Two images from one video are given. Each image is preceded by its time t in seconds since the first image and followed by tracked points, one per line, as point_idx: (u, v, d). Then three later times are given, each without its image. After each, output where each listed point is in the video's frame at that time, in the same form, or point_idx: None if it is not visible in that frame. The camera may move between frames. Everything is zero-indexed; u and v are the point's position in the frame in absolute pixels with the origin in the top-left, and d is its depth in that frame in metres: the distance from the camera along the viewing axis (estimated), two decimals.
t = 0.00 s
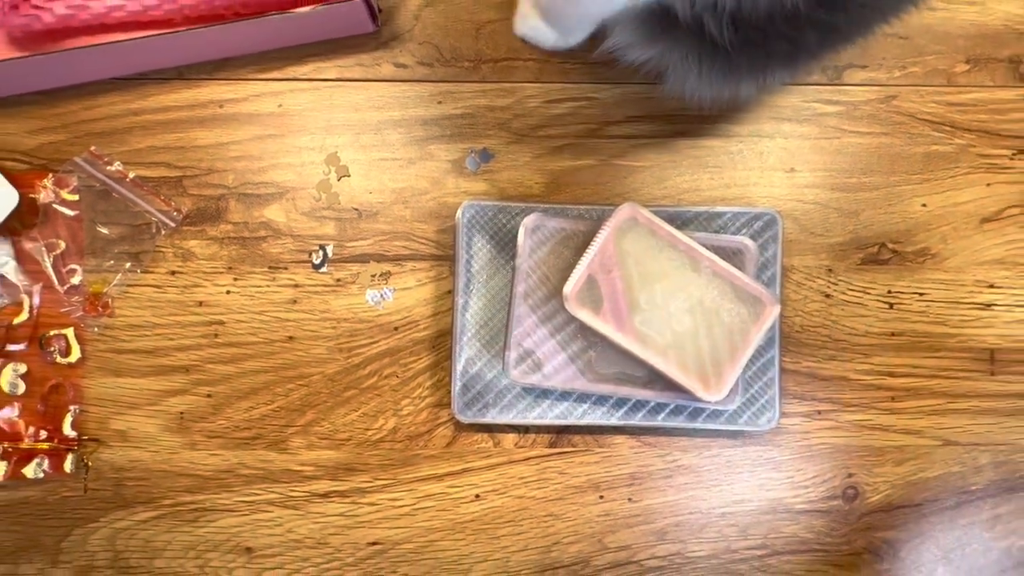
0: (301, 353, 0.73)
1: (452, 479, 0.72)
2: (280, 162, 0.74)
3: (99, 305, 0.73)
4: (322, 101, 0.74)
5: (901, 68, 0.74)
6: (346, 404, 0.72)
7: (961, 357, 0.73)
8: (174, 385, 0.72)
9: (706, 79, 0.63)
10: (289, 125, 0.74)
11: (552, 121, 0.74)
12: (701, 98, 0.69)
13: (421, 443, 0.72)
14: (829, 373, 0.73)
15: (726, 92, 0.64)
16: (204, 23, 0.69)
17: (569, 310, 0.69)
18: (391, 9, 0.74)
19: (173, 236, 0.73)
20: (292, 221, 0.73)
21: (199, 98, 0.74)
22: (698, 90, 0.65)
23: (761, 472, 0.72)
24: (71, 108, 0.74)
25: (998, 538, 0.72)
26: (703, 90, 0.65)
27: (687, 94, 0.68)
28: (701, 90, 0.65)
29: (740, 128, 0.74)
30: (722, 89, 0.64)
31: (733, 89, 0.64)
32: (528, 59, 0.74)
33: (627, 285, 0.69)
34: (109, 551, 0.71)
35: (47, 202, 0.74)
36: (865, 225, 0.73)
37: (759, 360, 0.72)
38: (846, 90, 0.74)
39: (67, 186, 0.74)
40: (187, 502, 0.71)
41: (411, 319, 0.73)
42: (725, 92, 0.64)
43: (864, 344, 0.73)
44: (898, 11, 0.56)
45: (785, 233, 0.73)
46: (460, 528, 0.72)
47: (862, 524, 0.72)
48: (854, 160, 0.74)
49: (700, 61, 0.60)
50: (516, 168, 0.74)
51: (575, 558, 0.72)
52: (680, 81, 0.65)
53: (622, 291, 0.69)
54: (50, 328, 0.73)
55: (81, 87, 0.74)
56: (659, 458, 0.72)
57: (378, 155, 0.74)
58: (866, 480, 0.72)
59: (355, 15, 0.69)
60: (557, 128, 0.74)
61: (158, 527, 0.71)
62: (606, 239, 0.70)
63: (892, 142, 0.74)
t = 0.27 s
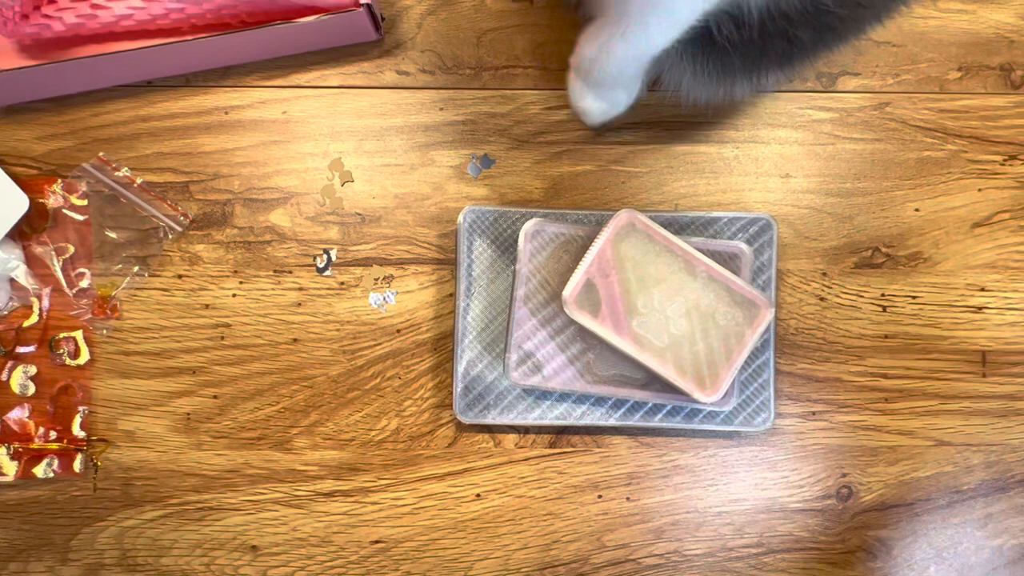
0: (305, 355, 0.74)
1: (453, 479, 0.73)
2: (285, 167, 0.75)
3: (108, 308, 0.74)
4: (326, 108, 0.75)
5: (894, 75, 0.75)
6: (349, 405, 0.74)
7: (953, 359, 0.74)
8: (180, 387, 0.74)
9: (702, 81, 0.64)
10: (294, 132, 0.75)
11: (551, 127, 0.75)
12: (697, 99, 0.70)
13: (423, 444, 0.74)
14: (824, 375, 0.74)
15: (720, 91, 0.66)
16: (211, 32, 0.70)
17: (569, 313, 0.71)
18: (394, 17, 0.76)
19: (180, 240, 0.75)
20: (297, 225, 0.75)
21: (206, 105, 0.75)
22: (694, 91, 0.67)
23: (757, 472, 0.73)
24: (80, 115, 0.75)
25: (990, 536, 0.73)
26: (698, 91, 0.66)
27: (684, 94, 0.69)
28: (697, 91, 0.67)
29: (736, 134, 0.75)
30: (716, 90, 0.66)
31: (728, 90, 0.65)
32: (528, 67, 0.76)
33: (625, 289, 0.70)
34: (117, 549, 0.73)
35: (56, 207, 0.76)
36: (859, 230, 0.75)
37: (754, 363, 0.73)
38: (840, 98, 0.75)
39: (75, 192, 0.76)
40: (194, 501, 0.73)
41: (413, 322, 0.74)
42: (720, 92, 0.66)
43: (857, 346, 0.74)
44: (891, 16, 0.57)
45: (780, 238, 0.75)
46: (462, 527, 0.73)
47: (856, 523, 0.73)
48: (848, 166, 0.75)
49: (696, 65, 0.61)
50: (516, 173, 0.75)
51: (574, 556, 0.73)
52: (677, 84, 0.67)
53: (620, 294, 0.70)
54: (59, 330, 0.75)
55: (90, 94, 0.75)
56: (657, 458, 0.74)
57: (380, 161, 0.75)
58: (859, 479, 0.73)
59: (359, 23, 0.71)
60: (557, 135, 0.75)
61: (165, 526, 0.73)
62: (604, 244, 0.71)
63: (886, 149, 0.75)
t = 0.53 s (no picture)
0: (305, 352, 0.74)
1: (453, 476, 0.74)
2: (285, 165, 0.75)
3: (107, 305, 0.75)
4: (326, 105, 0.76)
5: (892, 73, 0.75)
6: (349, 402, 0.74)
7: (951, 356, 0.74)
8: (180, 384, 0.74)
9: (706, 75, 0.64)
10: (294, 129, 0.76)
11: (551, 125, 0.75)
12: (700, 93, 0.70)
13: (423, 441, 0.74)
14: (822, 372, 0.74)
15: (724, 87, 0.66)
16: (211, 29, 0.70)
17: (568, 310, 0.71)
18: (393, 15, 0.76)
19: (180, 237, 0.75)
20: (297, 223, 0.75)
21: (206, 103, 0.75)
22: (697, 85, 0.67)
23: (756, 469, 0.74)
24: (80, 113, 0.75)
25: (988, 533, 0.73)
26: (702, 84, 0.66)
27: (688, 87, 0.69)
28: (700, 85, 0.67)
29: (735, 132, 0.75)
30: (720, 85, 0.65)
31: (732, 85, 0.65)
32: (527, 64, 0.76)
33: (624, 285, 0.71)
34: (116, 546, 0.73)
35: (57, 205, 0.76)
36: (858, 228, 0.75)
37: (753, 359, 0.73)
38: (839, 96, 0.75)
39: (75, 189, 0.76)
40: (194, 498, 0.73)
41: (412, 319, 0.74)
42: (724, 88, 0.66)
43: (856, 344, 0.74)
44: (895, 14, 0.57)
45: (779, 235, 0.75)
46: (461, 523, 0.73)
47: (854, 520, 0.73)
48: (847, 163, 0.75)
49: (699, 61, 0.61)
50: (515, 171, 0.75)
51: (574, 552, 0.73)
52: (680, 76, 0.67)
53: (619, 291, 0.71)
54: (59, 327, 0.75)
55: (90, 92, 0.75)
56: (656, 455, 0.74)
57: (380, 158, 0.76)
58: (858, 476, 0.74)
59: (359, 21, 0.71)
60: (557, 132, 0.75)
61: (165, 523, 0.73)
62: (603, 241, 0.71)
63: (884, 146, 0.75)
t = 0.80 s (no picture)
0: (304, 349, 0.73)
1: (454, 474, 0.73)
2: (284, 159, 0.75)
3: (104, 301, 0.74)
4: (326, 99, 0.75)
5: (898, 67, 0.74)
6: (349, 400, 0.73)
7: (958, 353, 0.74)
8: (178, 381, 0.73)
9: (712, 71, 0.61)
10: (293, 123, 0.75)
11: (553, 119, 0.74)
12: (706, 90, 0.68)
13: (423, 439, 0.73)
14: (828, 369, 0.73)
15: (730, 87, 0.63)
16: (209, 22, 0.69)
17: (571, 306, 0.70)
18: (394, 8, 0.75)
19: (177, 233, 0.74)
20: (296, 218, 0.74)
21: (204, 96, 0.74)
22: (702, 83, 0.64)
23: (761, 467, 0.73)
24: (76, 106, 0.74)
25: (995, 532, 0.73)
26: (706, 82, 0.64)
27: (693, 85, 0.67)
28: (705, 83, 0.64)
29: (740, 126, 0.74)
30: (726, 83, 0.63)
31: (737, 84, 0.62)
32: (529, 58, 0.75)
33: (628, 281, 0.70)
34: (113, 545, 0.72)
35: (52, 199, 0.75)
36: (863, 223, 0.74)
37: (759, 356, 0.72)
38: (844, 90, 0.74)
39: (71, 184, 0.75)
40: (191, 497, 0.72)
41: (413, 316, 0.73)
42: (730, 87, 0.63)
43: (861, 341, 0.74)
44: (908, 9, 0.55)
45: (784, 231, 0.74)
46: (462, 523, 0.72)
47: (860, 519, 0.72)
48: (852, 158, 0.74)
49: (706, 51, 0.58)
50: (517, 166, 0.75)
51: (576, 552, 0.72)
52: (686, 73, 0.64)
53: (623, 287, 0.70)
54: (55, 323, 0.74)
55: (86, 85, 0.74)
56: (659, 453, 0.73)
57: (380, 153, 0.75)
58: (864, 475, 0.73)
59: (359, 14, 0.70)
60: (559, 126, 0.74)
61: (162, 522, 0.72)
62: (607, 235, 0.70)
63: (890, 141, 0.74)
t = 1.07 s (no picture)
0: (302, 348, 0.73)
1: (453, 474, 0.72)
2: (283, 158, 0.74)
3: (102, 300, 0.73)
4: (324, 98, 0.74)
5: (898, 66, 0.74)
6: (348, 399, 0.73)
7: (958, 353, 0.73)
8: (176, 380, 0.73)
9: (713, 69, 0.60)
10: (292, 122, 0.74)
11: (553, 118, 0.74)
12: (707, 90, 0.67)
13: (423, 438, 0.73)
14: (828, 369, 0.73)
15: (731, 84, 0.62)
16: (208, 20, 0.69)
17: (571, 304, 0.70)
18: (393, 6, 0.75)
19: (175, 231, 0.74)
20: (294, 217, 0.74)
21: (202, 95, 0.74)
22: (703, 80, 0.63)
23: (761, 467, 0.73)
24: (74, 105, 0.74)
25: (996, 532, 0.72)
26: (707, 79, 0.62)
27: (693, 85, 0.67)
28: (706, 81, 0.63)
29: (740, 125, 0.74)
30: (726, 81, 0.62)
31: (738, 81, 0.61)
32: (529, 56, 0.75)
33: (627, 279, 0.70)
34: (110, 545, 0.71)
35: (50, 198, 0.75)
36: (863, 222, 0.74)
37: (758, 355, 0.72)
38: (844, 88, 0.74)
39: (69, 182, 0.75)
40: (189, 496, 0.72)
41: (412, 315, 0.73)
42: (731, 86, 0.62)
43: (861, 340, 0.73)
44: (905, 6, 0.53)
45: (784, 230, 0.74)
46: (462, 522, 0.72)
47: (860, 518, 0.72)
48: (852, 157, 0.74)
49: (707, 46, 0.57)
50: (517, 164, 0.74)
51: (576, 552, 0.72)
52: (686, 73, 0.64)
53: (622, 285, 0.70)
54: (53, 322, 0.74)
55: (85, 84, 0.74)
56: (659, 453, 0.73)
57: (379, 152, 0.74)
58: (864, 474, 0.73)
59: (358, 12, 0.70)
60: (558, 125, 0.74)
61: (160, 522, 0.72)
62: (606, 234, 0.70)
63: (890, 140, 0.74)
